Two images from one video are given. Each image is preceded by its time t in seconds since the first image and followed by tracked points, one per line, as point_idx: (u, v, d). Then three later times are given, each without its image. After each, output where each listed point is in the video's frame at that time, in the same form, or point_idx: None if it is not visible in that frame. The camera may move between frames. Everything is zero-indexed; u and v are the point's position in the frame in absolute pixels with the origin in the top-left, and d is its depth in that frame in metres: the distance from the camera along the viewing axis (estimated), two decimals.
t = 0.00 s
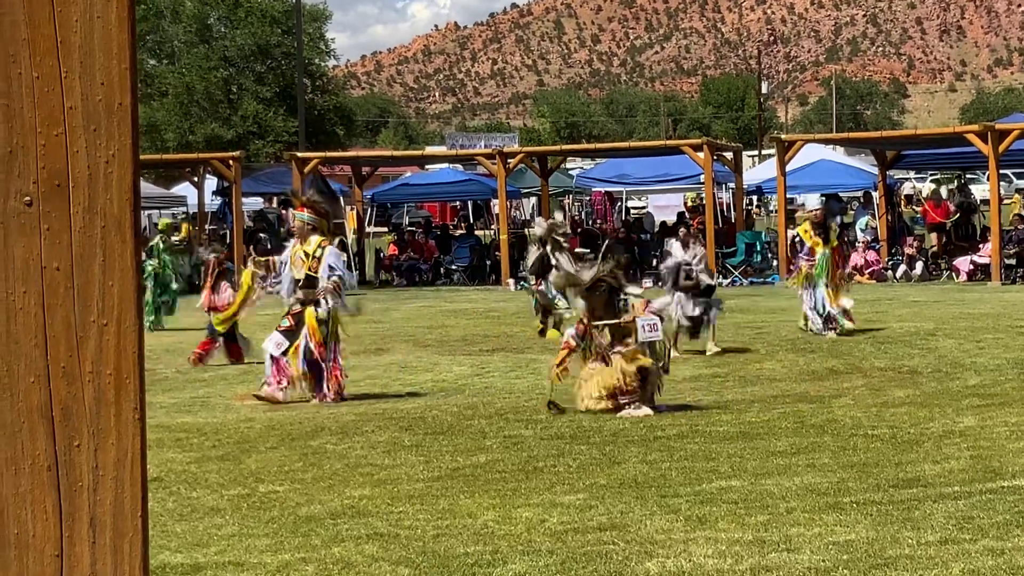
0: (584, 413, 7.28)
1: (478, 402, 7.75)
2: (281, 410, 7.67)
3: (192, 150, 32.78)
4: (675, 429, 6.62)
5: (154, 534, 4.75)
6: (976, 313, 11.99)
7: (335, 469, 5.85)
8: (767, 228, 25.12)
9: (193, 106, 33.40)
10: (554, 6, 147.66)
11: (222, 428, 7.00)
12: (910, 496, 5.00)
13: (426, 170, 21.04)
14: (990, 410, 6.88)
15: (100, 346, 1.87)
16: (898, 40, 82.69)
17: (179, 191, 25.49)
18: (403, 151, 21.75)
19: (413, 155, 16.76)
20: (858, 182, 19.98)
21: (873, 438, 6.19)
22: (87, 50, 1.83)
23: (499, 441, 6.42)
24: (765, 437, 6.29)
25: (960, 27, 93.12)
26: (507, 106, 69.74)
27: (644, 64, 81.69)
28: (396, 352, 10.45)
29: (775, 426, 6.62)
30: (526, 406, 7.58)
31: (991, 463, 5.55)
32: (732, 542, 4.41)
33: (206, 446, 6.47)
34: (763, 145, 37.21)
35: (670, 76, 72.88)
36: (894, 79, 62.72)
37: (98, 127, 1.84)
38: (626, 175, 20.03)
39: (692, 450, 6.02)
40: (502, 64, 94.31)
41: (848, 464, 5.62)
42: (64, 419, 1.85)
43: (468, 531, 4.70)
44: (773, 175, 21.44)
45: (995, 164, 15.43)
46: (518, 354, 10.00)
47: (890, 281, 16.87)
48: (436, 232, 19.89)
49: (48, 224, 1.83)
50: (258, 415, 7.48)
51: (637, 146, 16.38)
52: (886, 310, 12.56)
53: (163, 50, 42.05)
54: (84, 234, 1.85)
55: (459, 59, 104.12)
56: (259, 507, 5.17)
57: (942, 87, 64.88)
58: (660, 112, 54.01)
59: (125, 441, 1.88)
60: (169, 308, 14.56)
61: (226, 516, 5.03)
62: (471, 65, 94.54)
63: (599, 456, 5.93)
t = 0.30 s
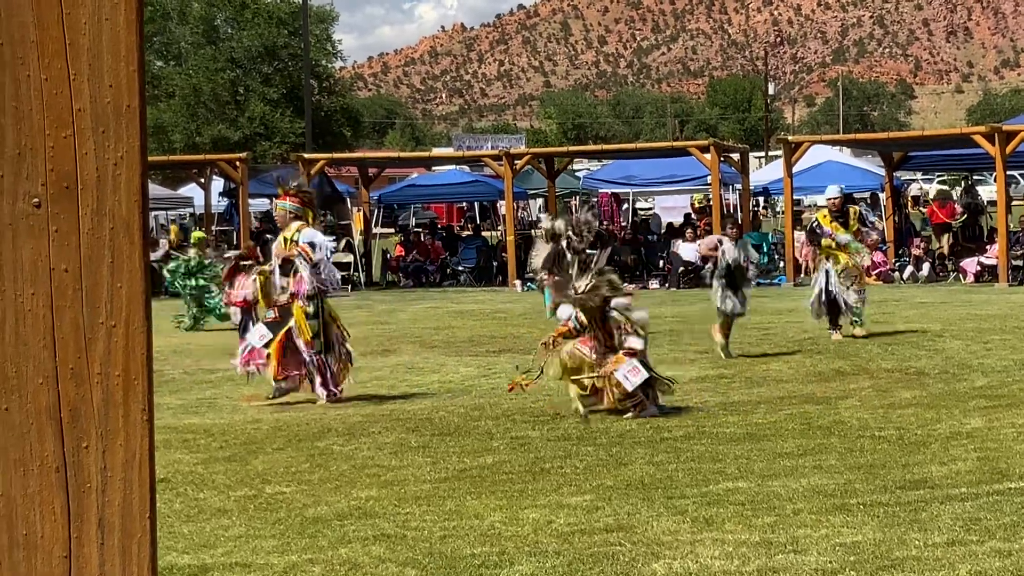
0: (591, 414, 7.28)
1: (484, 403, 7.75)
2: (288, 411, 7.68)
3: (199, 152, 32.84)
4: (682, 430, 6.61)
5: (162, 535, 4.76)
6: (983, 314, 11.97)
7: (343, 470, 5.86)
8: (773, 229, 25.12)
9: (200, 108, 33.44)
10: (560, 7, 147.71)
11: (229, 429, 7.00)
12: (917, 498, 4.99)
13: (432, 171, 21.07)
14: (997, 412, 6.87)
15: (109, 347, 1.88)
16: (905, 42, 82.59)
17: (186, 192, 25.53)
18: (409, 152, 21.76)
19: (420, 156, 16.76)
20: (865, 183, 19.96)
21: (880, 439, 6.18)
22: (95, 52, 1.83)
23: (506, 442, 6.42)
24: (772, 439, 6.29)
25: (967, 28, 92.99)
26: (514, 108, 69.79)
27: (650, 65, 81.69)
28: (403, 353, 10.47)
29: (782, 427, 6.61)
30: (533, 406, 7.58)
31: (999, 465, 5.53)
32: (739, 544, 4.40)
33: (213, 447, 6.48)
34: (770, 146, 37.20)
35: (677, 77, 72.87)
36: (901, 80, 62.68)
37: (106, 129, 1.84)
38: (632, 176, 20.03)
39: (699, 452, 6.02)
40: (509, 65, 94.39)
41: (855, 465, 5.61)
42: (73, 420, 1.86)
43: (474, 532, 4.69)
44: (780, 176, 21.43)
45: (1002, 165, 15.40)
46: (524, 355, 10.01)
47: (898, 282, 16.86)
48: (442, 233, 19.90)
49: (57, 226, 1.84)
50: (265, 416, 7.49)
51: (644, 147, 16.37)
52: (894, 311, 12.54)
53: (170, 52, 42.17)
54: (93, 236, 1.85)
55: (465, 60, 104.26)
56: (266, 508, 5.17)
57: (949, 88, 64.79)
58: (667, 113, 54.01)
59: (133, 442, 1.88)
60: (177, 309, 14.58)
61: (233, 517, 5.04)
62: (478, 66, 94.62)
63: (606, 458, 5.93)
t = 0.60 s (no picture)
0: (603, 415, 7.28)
1: (493, 404, 7.75)
2: (297, 412, 7.68)
3: (209, 152, 32.91)
4: (691, 432, 6.60)
5: (171, 535, 4.76)
6: (992, 315, 11.95)
7: (351, 470, 5.87)
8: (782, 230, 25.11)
9: (210, 108, 33.49)
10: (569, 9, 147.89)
11: (238, 430, 7.01)
12: (926, 499, 4.97)
13: (442, 171, 21.07)
14: (1007, 414, 6.85)
15: (120, 345, 1.88)
16: (915, 43, 82.52)
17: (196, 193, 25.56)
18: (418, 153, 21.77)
19: (430, 156, 16.76)
20: (875, 184, 19.94)
21: (889, 440, 6.16)
22: (106, 51, 1.83)
23: (514, 442, 6.42)
24: (781, 440, 6.27)
25: (977, 29, 92.87)
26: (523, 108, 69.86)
27: (660, 65, 81.72)
28: (412, 353, 10.48)
29: (791, 428, 6.60)
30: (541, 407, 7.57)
31: (1009, 467, 5.51)
32: (747, 545, 4.39)
33: (222, 447, 6.48)
34: (779, 147, 37.20)
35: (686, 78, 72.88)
36: (911, 81, 62.58)
37: (117, 129, 1.85)
38: (641, 176, 20.02)
39: (708, 452, 6.01)
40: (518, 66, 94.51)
41: (864, 466, 5.60)
42: (84, 418, 1.86)
43: (483, 532, 4.69)
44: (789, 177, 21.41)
45: (1011, 166, 15.36)
46: (533, 356, 10.01)
47: (907, 283, 16.83)
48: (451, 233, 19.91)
49: (69, 226, 1.84)
50: (274, 417, 7.49)
51: (653, 147, 16.36)
52: (903, 312, 12.52)
53: (180, 53, 42.30)
54: (105, 235, 1.86)
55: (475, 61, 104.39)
56: (275, 508, 5.17)
57: (959, 89, 64.75)
58: (676, 114, 54.02)
59: (144, 441, 1.89)
60: (185, 309, 14.60)
61: (242, 516, 5.05)
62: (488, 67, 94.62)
63: (615, 459, 5.93)
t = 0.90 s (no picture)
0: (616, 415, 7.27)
1: (505, 404, 7.75)
2: (309, 412, 7.69)
3: (222, 152, 32.99)
4: (703, 432, 6.59)
5: (184, 535, 4.77)
6: (1007, 316, 11.90)
7: (364, 471, 5.86)
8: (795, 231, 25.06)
9: (223, 108, 33.57)
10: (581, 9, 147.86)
11: (251, 429, 7.01)
12: (940, 500, 4.95)
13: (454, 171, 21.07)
14: (1022, 415, 6.82)
15: (136, 345, 1.88)
16: (928, 43, 82.21)
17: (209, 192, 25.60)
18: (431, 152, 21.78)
19: (442, 156, 16.78)
20: (888, 184, 19.88)
21: (903, 442, 6.14)
22: (122, 51, 1.83)
23: (527, 443, 6.41)
24: (794, 441, 6.26)
25: (991, 30, 92.55)
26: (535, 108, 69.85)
27: (672, 65, 81.64)
28: (424, 353, 10.48)
29: (804, 429, 6.58)
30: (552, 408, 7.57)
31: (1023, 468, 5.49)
32: (761, 546, 4.38)
33: (235, 447, 6.49)
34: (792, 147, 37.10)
35: (700, 78, 72.83)
36: (925, 81, 62.37)
37: (133, 129, 1.85)
38: (653, 177, 19.99)
39: (722, 453, 6.00)
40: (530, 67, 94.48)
41: (877, 468, 5.58)
42: (101, 419, 1.86)
43: (496, 533, 4.69)
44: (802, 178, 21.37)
45: None
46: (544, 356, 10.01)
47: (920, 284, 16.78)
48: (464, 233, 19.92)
49: (84, 227, 1.84)
50: (286, 417, 7.50)
51: (666, 148, 16.33)
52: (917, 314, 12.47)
53: (192, 53, 42.41)
54: (121, 237, 1.86)
55: (487, 61, 104.44)
56: (288, 509, 5.17)
57: (973, 89, 64.50)
58: (688, 114, 53.95)
59: (160, 441, 1.90)
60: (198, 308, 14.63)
61: (255, 517, 5.05)
62: (500, 67, 94.60)
63: (627, 459, 5.92)
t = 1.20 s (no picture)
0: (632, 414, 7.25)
1: (519, 403, 7.74)
2: (324, 410, 7.71)
3: (238, 150, 33.06)
4: (719, 432, 6.57)
5: (199, 533, 4.77)
6: None
7: (379, 469, 5.86)
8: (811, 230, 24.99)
9: (239, 106, 33.65)
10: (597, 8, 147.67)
11: (266, 428, 7.02)
12: (956, 501, 4.93)
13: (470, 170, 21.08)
14: None
15: (152, 345, 1.88)
16: (945, 42, 81.81)
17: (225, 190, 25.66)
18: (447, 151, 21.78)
19: (458, 155, 16.78)
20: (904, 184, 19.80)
21: (919, 442, 6.11)
22: (139, 50, 1.83)
23: (542, 441, 6.41)
24: (810, 441, 6.24)
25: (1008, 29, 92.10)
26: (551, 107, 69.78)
27: (688, 64, 81.48)
28: (439, 352, 10.49)
29: (820, 429, 6.56)
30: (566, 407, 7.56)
31: None
32: (776, 546, 4.36)
33: (250, 445, 6.50)
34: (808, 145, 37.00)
35: (716, 77, 72.65)
36: (942, 80, 62.11)
37: (150, 129, 1.84)
38: (669, 176, 19.96)
39: (737, 453, 5.97)
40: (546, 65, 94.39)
41: (894, 468, 5.55)
42: (117, 418, 1.86)
43: (511, 532, 4.68)
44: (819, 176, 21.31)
45: None
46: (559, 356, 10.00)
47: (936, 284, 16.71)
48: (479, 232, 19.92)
49: (100, 226, 1.84)
50: (301, 415, 7.50)
51: (681, 147, 16.30)
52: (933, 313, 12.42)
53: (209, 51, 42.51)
54: (137, 238, 1.86)
55: (502, 60, 104.38)
56: (303, 507, 5.18)
57: (990, 88, 64.18)
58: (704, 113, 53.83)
59: (176, 441, 1.90)
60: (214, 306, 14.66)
61: (270, 515, 5.05)
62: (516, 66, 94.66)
63: (642, 458, 5.90)
